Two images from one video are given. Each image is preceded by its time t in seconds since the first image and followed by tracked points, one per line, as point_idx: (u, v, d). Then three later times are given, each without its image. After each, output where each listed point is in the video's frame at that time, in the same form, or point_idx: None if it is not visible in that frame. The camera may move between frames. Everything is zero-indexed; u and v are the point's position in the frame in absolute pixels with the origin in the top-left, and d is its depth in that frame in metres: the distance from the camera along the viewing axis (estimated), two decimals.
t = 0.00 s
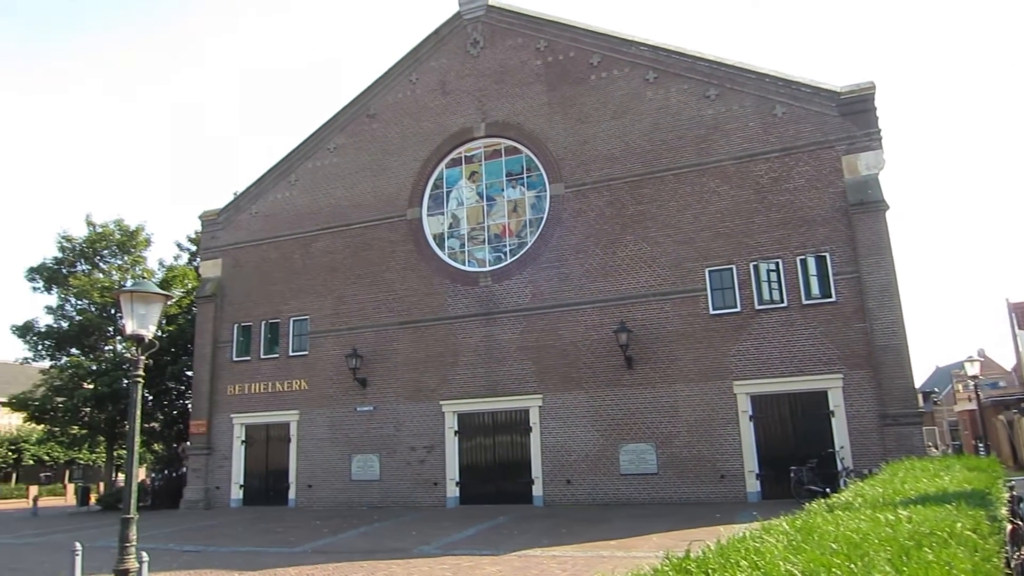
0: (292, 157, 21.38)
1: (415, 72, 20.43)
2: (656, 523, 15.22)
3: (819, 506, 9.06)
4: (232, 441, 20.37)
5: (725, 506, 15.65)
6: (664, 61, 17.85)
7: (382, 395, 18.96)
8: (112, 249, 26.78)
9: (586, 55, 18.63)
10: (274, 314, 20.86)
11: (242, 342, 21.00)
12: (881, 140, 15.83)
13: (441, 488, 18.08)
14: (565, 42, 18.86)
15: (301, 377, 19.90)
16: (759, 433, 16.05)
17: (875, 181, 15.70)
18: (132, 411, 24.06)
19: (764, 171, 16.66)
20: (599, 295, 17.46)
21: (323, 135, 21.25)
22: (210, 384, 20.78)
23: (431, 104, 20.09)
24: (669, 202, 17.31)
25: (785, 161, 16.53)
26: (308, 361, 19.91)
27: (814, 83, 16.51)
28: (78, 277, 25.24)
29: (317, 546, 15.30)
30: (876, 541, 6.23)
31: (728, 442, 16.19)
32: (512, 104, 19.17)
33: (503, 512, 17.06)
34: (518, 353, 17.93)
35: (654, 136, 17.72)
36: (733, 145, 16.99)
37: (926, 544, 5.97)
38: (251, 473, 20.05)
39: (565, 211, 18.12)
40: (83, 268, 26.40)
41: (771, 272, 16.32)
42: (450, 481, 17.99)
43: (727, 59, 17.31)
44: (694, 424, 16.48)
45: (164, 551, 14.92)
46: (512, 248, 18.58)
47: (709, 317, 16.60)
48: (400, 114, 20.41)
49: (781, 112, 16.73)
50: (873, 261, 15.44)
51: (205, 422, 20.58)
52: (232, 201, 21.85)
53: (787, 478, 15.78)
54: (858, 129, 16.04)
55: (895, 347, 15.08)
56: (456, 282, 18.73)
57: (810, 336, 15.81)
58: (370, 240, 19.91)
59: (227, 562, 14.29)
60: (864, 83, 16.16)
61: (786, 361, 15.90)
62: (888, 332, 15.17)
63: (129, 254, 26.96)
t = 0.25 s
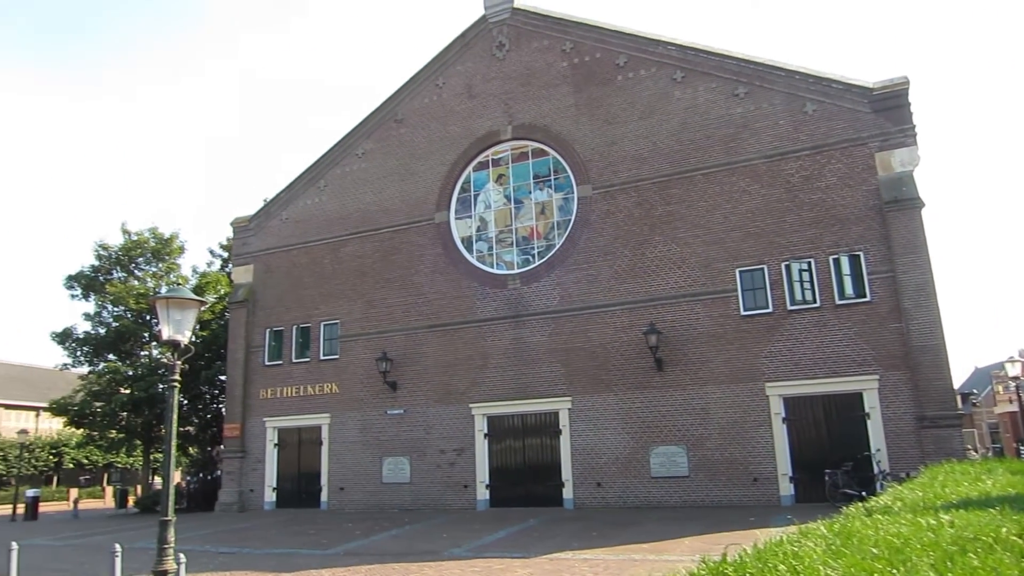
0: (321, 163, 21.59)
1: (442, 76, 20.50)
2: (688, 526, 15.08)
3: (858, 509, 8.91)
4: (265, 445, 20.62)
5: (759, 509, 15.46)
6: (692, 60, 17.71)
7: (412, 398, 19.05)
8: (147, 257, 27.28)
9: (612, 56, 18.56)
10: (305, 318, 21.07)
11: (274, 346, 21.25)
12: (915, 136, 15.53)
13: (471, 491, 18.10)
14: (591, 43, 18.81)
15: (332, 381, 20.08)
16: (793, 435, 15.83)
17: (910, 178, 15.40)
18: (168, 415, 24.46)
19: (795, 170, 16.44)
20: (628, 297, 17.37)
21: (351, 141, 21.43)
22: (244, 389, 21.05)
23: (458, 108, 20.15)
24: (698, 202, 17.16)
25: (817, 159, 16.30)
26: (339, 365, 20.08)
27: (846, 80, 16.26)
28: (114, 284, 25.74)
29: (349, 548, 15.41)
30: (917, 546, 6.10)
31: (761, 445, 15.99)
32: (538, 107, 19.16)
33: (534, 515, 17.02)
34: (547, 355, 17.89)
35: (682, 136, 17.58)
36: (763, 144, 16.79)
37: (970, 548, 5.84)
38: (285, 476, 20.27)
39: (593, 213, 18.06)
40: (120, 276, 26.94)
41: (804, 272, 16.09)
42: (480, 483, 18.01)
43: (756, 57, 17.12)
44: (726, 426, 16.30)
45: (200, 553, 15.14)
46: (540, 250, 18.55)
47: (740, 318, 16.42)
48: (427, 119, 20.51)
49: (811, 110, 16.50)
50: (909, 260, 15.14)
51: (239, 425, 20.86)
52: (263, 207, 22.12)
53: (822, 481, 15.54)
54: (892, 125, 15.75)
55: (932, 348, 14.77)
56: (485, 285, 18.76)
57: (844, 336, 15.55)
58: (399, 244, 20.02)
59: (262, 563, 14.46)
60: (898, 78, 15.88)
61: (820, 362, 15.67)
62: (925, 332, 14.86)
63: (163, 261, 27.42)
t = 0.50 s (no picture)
0: (352, 165, 21.75)
1: (471, 77, 20.52)
2: (722, 528, 14.96)
3: (897, 514, 8.78)
4: (299, 444, 20.87)
5: (793, 511, 15.28)
6: (724, 57, 17.52)
7: (443, 398, 19.15)
8: (183, 259, 27.76)
9: (642, 54, 18.43)
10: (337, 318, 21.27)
11: (307, 347, 21.48)
12: (955, 132, 15.19)
13: (502, 491, 18.15)
14: (621, 41, 18.69)
15: (364, 381, 20.26)
16: (827, 437, 15.61)
17: (949, 176, 15.07)
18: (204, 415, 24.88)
19: (830, 168, 16.19)
20: (659, 297, 17.26)
21: (382, 143, 21.56)
22: (277, 388, 21.33)
23: (487, 109, 20.17)
24: (731, 201, 16.98)
25: (852, 157, 16.03)
26: (371, 365, 20.25)
27: (882, 76, 15.96)
28: (151, 287, 26.24)
29: (382, 547, 15.55)
30: (961, 550, 6.03)
31: (795, 447, 15.79)
32: (568, 106, 19.10)
33: (565, 515, 17.02)
34: (578, 356, 17.85)
35: (714, 134, 17.41)
36: (797, 142, 16.56)
37: (1016, 552, 5.75)
38: (318, 475, 20.51)
39: (624, 212, 17.97)
40: (157, 278, 27.46)
41: (839, 271, 15.85)
42: (511, 483, 18.04)
43: (790, 54, 16.88)
44: (759, 428, 16.13)
45: (236, 550, 15.40)
46: (571, 251, 18.50)
47: (774, 318, 16.23)
48: (457, 119, 20.56)
49: (847, 107, 16.23)
50: (948, 259, 14.83)
51: (273, 425, 21.13)
52: (296, 210, 22.36)
53: (857, 484, 15.31)
54: (930, 121, 15.44)
55: (973, 349, 14.45)
56: (515, 285, 18.77)
57: (881, 337, 15.29)
58: (429, 244, 20.12)
59: (297, 561, 14.65)
60: (936, 73, 15.56)
61: (856, 363, 15.43)
62: (965, 333, 14.55)
63: (198, 263, 27.86)
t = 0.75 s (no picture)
0: (382, 164, 21.88)
1: (499, 74, 20.53)
2: (758, 524, 14.80)
3: (942, 509, 8.61)
4: (333, 441, 21.07)
5: (831, 508, 15.06)
6: (755, 48, 17.31)
7: (475, 394, 19.20)
8: (218, 260, 28.20)
9: (672, 47, 18.28)
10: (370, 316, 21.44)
11: (340, 345, 21.68)
12: (995, 120, 14.83)
13: (536, 487, 18.15)
14: (650, 34, 18.56)
15: (396, 378, 20.39)
16: (866, 432, 15.36)
17: (990, 164, 14.70)
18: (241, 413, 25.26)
19: (865, 158, 15.91)
20: (692, 291, 17.12)
21: (411, 141, 21.66)
22: (312, 386, 21.56)
23: (516, 105, 20.15)
24: (764, 193, 16.78)
25: (889, 147, 15.73)
26: (403, 362, 20.38)
27: (919, 63, 15.63)
28: (188, 287, 26.70)
29: (417, 543, 15.66)
30: (1011, 547, 5.89)
31: (832, 442, 15.57)
32: (597, 101, 19.01)
33: (599, 511, 16.97)
34: (610, 351, 17.78)
35: (746, 127, 17.21)
36: (832, 132, 16.30)
37: None
38: (353, 472, 20.70)
39: (655, 207, 17.85)
40: (193, 279, 27.93)
41: (876, 264, 15.58)
42: (545, 480, 18.04)
43: (823, 43, 16.62)
44: (795, 423, 15.93)
45: (274, 545, 15.62)
46: (602, 246, 18.43)
47: (809, 311, 16.00)
48: (486, 117, 20.58)
49: (882, 96, 15.93)
50: (990, 249, 14.48)
51: (308, 422, 21.37)
52: (327, 209, 22.56)
53: (897, 480, 15.04)
54: (969, 109, 15.09)
55: (1017, 341, 14.10)
56: (546, 281, 18.75)
57: (920, 330, 15.00)
58: (459, 241, 20.18)
59: (334, 556, 14.82)
60: (976, 60, 15.20)
61: (895, 356, 15.15)
62: (1008, 325, 14.20)
63: (233, 264, 28.27)
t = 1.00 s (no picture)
0: (412, 160, 21.96)
1: (527, 67, 20.47)
2: (794, 519, 14.64)
3: (987, 504, 8.45)
4: (367, 436, 21.29)
5: (870, 502, 14.84)
6: (788, 36, 17.04)
7: (507, 388, 19.24)
8: (252, 258, 28.59)
9: (702, 36, 18.08)
10: (401, 312, 21.58)
11: (372, 340, 21.85)
12: None
13: (568, 481, 18.15)
14: (680, 24, 18.36)
15: (428, 373, 20.51)
16: (904, 425, 15.10)
17: None
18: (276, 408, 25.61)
19: (902, 146, 15.59)
20: (725, 284, 16.94)
21: (440, 136, 21.71)
22: (345, 382, 21.77)
23: (545, 98, 20.10)
24: (798, 183, 16.54)
25: (927, 134, 15.39)
26: (435, 357, 20.50)
27: (958, 48, 15.26)
28: (223, 285, 27.13)
29: (452, 536, 15.77)
30: None
31: (869, 435, 15.33)
32: (627, 93, 18.87)
33: (633, 505, 16.92)
34: (643, 344, 17.68)
35: (778, 116, 16.96)
36: (867, 120, 16.00)
37: None
38: (387, 465, 20.88)
39: (686, 198, 17.69)
40: (228, 277, 28.37)
41: (914, 254, 15.28)
42: (577, 474, 18.03)
43: (858, 29, 16.30)
44: (831, 416, 15.70)
45: (311, 538, 15.85)
46: (632, 239, 18.31)
47: (845, 303, 15.75)
48: (514, 110, 20.54)
49: (920, 82, 15.59)
50: None
51: (342, 417, 21.59)
52: (358, 205, 22.71)
53: (937, 474, 14.75)
54: (1011, 93, 14.69)
55: None
56: (577, 275, 18.69)
57: (960, 321, 14.67)
58: (489, 236, 20.19)
59: (370, 549, 14.98)
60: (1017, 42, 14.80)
61: (935, 348, 14.85)
62: None
63: (267, 261, 28.62)
